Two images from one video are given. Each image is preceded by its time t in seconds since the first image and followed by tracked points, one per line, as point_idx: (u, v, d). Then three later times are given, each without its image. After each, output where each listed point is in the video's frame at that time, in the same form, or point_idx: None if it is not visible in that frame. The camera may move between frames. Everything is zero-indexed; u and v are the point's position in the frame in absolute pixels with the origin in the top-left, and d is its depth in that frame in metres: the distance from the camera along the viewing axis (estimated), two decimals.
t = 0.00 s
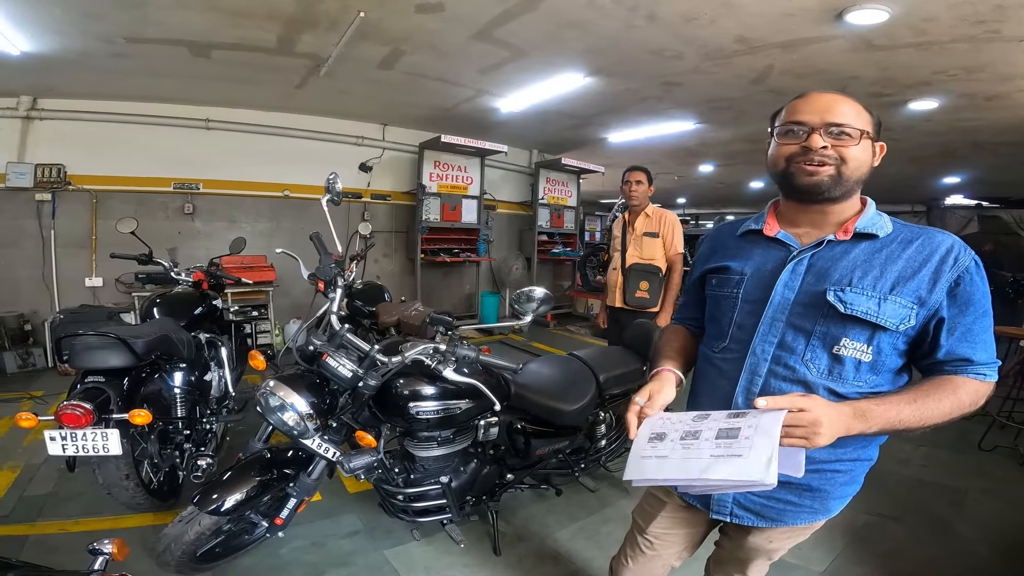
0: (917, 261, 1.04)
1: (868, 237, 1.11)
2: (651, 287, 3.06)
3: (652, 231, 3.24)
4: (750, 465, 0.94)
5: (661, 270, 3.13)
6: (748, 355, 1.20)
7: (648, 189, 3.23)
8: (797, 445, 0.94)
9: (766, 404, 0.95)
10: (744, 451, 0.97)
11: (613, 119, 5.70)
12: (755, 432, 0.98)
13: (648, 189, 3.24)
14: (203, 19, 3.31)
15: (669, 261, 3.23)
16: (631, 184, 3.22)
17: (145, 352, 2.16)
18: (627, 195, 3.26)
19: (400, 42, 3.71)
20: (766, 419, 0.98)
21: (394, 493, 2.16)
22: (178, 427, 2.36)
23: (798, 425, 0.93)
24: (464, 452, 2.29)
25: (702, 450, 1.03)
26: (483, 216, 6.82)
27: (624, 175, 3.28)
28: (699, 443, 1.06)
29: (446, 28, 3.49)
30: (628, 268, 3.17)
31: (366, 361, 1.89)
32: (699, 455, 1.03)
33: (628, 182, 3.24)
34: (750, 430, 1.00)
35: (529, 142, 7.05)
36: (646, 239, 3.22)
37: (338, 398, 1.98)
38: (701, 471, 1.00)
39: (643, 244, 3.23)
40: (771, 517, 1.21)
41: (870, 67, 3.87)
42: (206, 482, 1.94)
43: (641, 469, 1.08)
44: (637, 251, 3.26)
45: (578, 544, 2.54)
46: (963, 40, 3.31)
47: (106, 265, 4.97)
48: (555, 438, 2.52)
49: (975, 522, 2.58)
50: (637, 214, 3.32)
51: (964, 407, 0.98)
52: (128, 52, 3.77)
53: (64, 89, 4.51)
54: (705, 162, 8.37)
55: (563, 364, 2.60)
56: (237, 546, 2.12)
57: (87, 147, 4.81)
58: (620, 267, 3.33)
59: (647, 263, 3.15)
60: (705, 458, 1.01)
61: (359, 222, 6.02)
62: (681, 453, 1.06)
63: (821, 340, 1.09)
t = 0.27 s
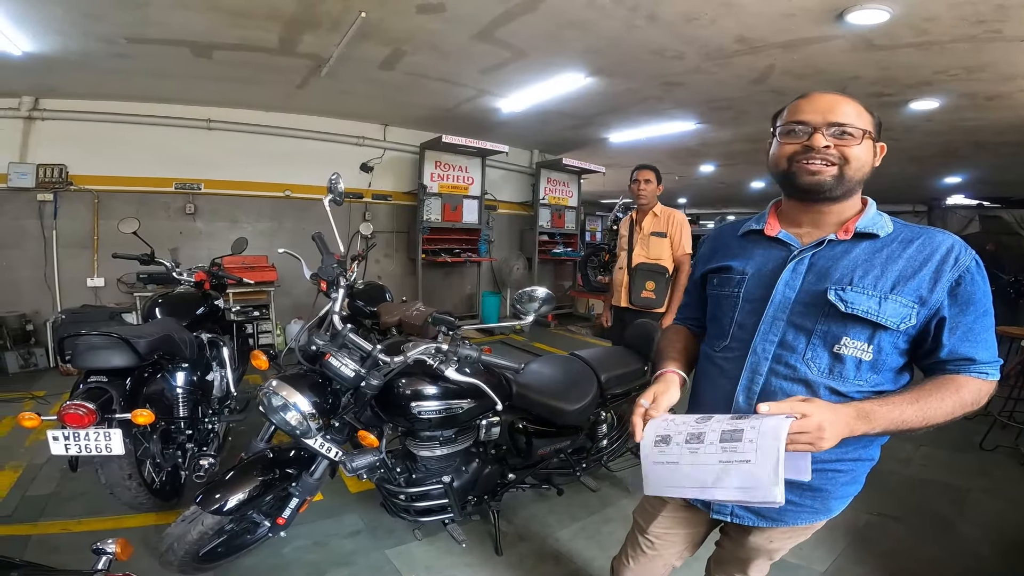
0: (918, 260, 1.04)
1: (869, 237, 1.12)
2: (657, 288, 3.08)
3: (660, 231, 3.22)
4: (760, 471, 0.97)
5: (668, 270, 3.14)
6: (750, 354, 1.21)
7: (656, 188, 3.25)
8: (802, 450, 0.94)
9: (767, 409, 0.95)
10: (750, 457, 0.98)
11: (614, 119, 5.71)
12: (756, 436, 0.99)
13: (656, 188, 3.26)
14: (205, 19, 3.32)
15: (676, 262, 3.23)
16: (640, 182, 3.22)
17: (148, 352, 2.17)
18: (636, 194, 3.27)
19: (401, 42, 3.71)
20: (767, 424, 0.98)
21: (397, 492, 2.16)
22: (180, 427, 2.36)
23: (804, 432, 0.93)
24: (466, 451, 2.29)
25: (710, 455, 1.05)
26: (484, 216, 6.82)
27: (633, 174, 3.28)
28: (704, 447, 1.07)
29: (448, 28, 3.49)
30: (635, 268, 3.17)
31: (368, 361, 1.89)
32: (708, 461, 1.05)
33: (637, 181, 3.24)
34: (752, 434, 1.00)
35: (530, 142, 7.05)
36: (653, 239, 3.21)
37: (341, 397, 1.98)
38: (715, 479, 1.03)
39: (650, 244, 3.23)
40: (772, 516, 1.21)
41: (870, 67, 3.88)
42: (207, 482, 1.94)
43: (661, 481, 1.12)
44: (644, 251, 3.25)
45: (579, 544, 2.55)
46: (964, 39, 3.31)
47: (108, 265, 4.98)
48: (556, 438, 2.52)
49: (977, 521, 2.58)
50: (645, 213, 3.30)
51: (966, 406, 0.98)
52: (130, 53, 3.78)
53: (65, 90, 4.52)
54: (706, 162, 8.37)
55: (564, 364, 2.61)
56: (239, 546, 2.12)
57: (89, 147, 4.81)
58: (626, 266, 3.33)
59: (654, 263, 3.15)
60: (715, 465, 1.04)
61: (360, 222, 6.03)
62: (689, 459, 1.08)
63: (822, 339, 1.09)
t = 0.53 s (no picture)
0: (928, 267, 1.04)
1: (879, 241, 1.11)
2: (662, 289, 3.05)
3: (666, 232, 3.22)
4: (731, 467, 0.95)
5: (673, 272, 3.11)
6: (752, 356, 1.22)
7: (663, 188, 3.22)
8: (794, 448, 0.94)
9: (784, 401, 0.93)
10: (730, 452, 0.98)
11: (612, 120, 5.71)
12: (743, 435, 1.00)
13: (662, 188, 3.23)
14: (204, 19, 3.31)
15: (682, 264, 3.21)
16: (646, 182, 3.21)
17: (145, 353, 2.15)
18: (641, 194, 3.25)
19: (401, 42, 3.71)
20: (758, 425, 0.99)
21: (395, 494, 2.15)
22: (178, 428, 2.35)
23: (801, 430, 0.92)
24: (465, 453, 2.28)
25: (690, 448, 1.04)
26: (482, 217, 6.82)
27: (640, 173, 3.27)
28: (688, 442, 1.07)
29: (448, 28, 3.49)
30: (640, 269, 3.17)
31: (368, 362, 1.88)
32: (686, 453, 1.04)
33: (643, 180, 3.23)
34: (740, 433, 1.01)
35: (528, 143, 7.05)
36: (659, 240, 3.21)
37: (340, 398, 1.97)
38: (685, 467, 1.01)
39: (656, 245, 3.22)
40: (772, 517, 1.21)
41: (869, 68, 3.89)
42: (206, 484, 1.94)
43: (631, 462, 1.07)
44: (649, 252, 3.26)
45: (579, 545, 2.54)
46: (963, 41, 3.33)
47: (105, 265, 4.96)
48: (555, 439, 2.52)
49: (976, 522, 2.58)
50: (651, 213, 3.29)
51: (968, 414, 0.97)
52: (129, 53, 3.77)
53: (63, 89, 4.51)
54: (704, 163, 8.39)
55: (565, 366, 2.61)
56: (237, 547, 2.11)
57: (86, 147, 4.80)
58: (631, 267, 3.36)
59: (659, 265, 3.15)
60: (691, 456, 1.02)
61: (358, 223, 6.02)
62: (670, 448, 1.07)
63: (825, 344, 1.10)
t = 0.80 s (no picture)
0: (916, 264, 1.05)
1: (866, 240, 1.13)
2: (663, 292, 3.05)
3: (667, 234, 3.20)
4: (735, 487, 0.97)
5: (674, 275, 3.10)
6: (748, 359, 1.23)
7: (663, 189, 3.19)
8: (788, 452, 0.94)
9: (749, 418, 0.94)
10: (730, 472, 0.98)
11: (604, 121, 5.73)
12: (737, 450, 0.98)
13: (663, 189, 3.19)
14: (195, 18, 3.28)
15: (682, 267, 3.18)
16: (646, 183, 3.16)
17: (133, 355, 2.13)
18: (641, 195, 3.20)
19: (395, 42, 3.70)
20: (749, 439, 0.97)
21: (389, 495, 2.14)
22: (167, 430, 2.33)
23: (789, 435, 0.92)
24: (458, 454, 2.27)
25: (691, 466, 1.04)
26: (475, 218, 6.81)
27: (639, 174, 3.22)
28: (687, 456, 1.06)
29: (442, 28, 3.48)
30: (640, 272, 3.15)
31: (359, 363, 1.86)
32: (689, 471, 1.04)
33: (643, 182, 3.19)
34: (733, 447, 0.99)
35: (521, 144, 7.05)
36: (660, 243, 3.19)
37: (331, 400, 1.95)
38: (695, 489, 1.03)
39: (656, 248, 3.20)
40: (774, 517, 1.22)
41: (860, 71, 3.92)
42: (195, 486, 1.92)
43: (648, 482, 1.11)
44: (650, 255, 3.22)
45: (573, 546, 2.54)
46: (952, 43, 3.36)
47: (92, 266, 4.91)
48: (550, 439, 2.50)
49: (965, 520, 2.60)
50: (651, 214, 3.27)
51: (968, 409, 0.97)
52: (119, 52, 3.73)
53: (51, 88, 4.46)
54: (696, 165, 8.44)
55: (557, 366, 2.61)
56: (228, 550, 2.09)
57: (74, 147, 4.75)
58: (631, 270, 3.31)
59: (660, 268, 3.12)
60: (694, 476, 1.03)
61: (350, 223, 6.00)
62: (673, 467, 1.07)
63: (819, 344, 1.10)
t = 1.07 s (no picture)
0: (915, 268, 1.06)
1: (868, 243, 1.14)
2: (662, 297, 3.05)
3: (666, 238, 3.19)
4: (735, 473, 0.95)
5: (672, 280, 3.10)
6: (742, 351, 1.24)
7: (662, 191, 3.19)
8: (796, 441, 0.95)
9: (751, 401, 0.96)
10: (731, 455, 0.97)
11: (596, 123, 5.75)
12: (745, 435, 0.98)
13: (662, 191, 3.20)
14: (184, 18, 3.25)
15: (680, 272, 3.20)
16: (646, 184, 3.16)
17: (119, 358, 2.09)
18: (641, 195, 3.22)
19: (387, 43, 3.68)
20: (759, 423, 0.97)
21: (380, 499, 2.12)
22: (154, 433, 2.30)
23: (796, 421, 0.93)
24: (450, 457, 2.25)
25: (692, 447, 1.05)
26: (466, 219, 6.81)
27: (639, 175, 3.22)
28: (689, 438, 1.07)
29: (434, 29, 3.47)
30: (639, 276, 3.14)
31: (349, 366, 1.84)
32: (687, 452, 1.05)
33: (642, 182, 3.19)
34: (740, 433, 0.99)
35: (512, 145, 7.06)
36: (658, 247, 3.18)
37: (321, 403, 1.92)
38: (687, 467, 1.02)
39: (656, 253, 3.18)
40: (755, 515, 1.23)
41: (848, 73, 3.96)
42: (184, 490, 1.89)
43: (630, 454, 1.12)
44: (648, 260, 3.20)
45: (566, 548, 2.53)
46: (938, 46, 3.40)
47: (78, 268, 4.84)
48: (542, 442, 2.49)
49: (954, 520, 2.62)
50: (651, 217, 3.26)
51: (959, 415, 0.98)
52: (106, 52, 3.69)
53: (36, 88, 4.40)
54: (686, 167, 8.48)
55: (549, 369, 2.60)
56: (218, 553, 2.07)
57: (60, 147, 4.69)
58: (629, 273, 3.28)
59: (658, 272, 3.11)
60: (692, 456, 1.03)
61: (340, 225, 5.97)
62: (671, 445, 1.08)
63: (811, 339, 1.12)
